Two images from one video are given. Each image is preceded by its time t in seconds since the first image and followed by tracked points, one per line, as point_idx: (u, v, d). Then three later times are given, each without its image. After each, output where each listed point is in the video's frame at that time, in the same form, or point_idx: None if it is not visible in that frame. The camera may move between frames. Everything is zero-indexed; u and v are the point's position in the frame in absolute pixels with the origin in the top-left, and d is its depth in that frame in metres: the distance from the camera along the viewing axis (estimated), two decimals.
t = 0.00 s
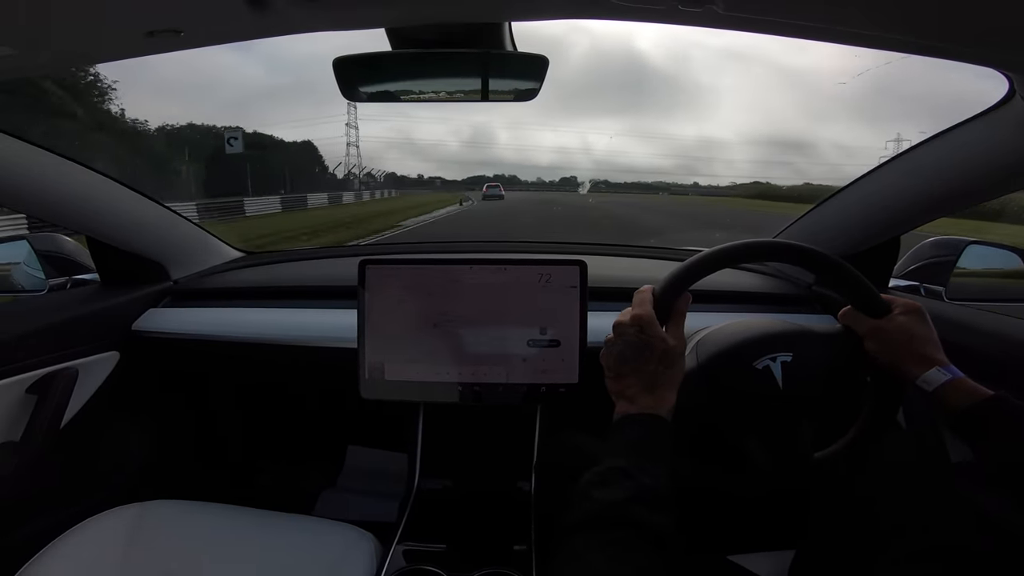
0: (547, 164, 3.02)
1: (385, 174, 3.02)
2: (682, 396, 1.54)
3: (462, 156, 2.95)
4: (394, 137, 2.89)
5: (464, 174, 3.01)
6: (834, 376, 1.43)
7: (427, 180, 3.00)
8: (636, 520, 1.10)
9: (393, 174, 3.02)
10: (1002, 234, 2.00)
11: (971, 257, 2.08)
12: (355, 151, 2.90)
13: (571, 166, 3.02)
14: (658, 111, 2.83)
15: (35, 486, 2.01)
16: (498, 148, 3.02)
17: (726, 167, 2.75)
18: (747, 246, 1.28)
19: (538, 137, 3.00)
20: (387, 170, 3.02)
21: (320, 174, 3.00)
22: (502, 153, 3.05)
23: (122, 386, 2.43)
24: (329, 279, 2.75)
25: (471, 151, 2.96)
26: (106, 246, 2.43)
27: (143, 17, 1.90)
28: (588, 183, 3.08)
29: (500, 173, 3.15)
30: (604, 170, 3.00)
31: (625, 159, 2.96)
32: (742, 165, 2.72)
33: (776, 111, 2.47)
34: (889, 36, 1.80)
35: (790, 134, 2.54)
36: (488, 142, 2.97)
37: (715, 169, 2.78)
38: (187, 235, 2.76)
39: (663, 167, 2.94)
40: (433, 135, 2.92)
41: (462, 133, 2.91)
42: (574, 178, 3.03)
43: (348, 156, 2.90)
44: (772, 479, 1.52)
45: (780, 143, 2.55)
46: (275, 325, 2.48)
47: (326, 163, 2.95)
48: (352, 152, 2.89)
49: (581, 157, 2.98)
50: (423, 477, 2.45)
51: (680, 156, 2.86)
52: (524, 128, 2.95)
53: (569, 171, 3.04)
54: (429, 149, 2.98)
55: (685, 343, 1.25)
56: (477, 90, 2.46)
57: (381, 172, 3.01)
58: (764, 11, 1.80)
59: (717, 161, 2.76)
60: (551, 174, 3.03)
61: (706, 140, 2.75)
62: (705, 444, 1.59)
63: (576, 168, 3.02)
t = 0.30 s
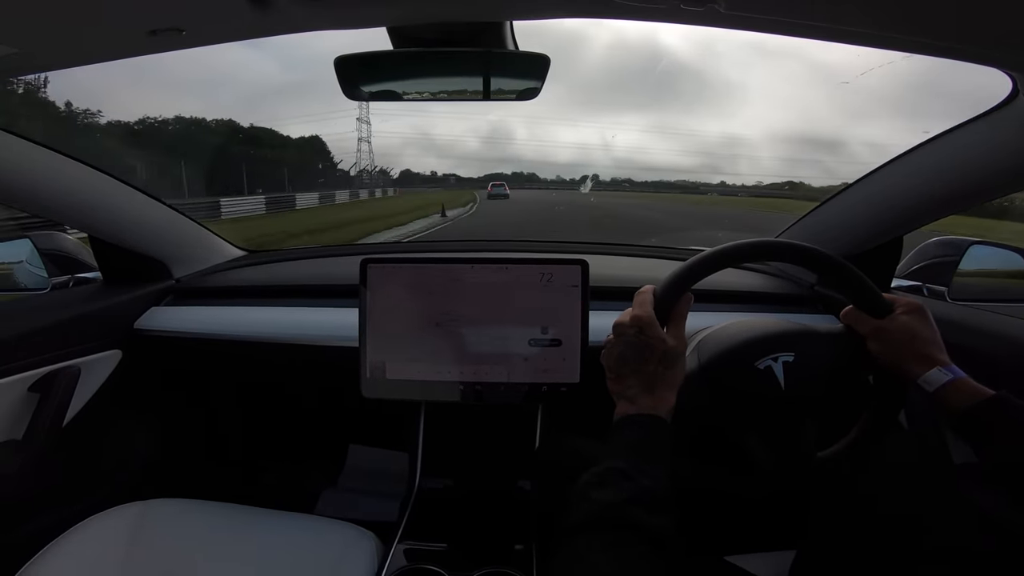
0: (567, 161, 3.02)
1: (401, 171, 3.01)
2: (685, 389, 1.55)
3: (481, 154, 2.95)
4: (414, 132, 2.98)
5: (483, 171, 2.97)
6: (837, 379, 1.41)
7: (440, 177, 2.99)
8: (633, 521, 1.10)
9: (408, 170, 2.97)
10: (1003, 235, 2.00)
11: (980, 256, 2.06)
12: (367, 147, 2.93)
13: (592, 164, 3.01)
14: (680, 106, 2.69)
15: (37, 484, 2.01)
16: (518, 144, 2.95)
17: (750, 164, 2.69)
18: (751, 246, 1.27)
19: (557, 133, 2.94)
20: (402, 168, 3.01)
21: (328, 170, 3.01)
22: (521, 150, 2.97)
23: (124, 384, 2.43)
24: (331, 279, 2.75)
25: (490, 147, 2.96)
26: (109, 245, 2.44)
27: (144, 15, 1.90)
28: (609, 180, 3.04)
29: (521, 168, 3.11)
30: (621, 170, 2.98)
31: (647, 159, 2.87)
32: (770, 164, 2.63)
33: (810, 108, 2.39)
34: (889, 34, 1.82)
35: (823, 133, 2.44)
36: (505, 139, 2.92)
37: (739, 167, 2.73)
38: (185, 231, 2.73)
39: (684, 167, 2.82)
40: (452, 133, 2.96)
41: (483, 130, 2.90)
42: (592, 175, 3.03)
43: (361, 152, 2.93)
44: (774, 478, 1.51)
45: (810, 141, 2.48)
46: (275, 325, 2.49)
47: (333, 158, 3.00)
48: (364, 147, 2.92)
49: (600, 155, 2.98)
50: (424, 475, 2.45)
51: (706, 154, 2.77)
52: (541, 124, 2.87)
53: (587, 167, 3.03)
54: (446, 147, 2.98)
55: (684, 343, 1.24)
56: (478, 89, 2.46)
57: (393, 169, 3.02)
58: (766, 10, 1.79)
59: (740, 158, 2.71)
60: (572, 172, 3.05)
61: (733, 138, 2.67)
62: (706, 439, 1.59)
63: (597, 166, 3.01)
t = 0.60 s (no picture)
0: (587, 160, 2.97)
1: (414, 169, 2.97)
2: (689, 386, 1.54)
3: (500, 151, 2.94)
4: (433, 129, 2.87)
5: (504, 167, 2.99)
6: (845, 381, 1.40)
7: (455, 174, 3.05)
8: (635, 523, 1.10)
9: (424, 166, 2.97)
10: (1006, 233, 1.98)
11: (984, 256, 2.03)
12: (379, 142, 2.89)
13: (615, 162, 2.97)
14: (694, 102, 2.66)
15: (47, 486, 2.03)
16: (538, 141, 2.94)
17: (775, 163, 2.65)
18: (755, 246, 1.27)
19: (576, 128, 2.91)
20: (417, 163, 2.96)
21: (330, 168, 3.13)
22: (540, 148, 2.97)
23: (131, 388, 2.45)
24: (335, 282, 2.76)
25: (509, 144, 2.93)
26: (116, 250, 2.46)
27: (149, 21, 1.92)
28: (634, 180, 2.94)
29: (541, 167, 3.02)
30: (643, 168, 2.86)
31: (666, 156, 2.80)
32: (796, 163, 2.60)
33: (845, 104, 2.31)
34: (891, 32, 1.81)
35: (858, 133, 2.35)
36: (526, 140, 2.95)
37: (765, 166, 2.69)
38: (189, 235, 2.74)
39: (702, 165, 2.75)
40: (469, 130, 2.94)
41: (501, 127, 2.89)
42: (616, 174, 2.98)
43: (372, 148, 2.90)
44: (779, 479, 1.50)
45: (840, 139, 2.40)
46: (279, 328, 2.49)
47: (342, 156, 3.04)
48: (375, 141, 2.88)
49: (621, 152, 2.94)
50: (430, 478, 2.44)
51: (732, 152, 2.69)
52: (561, 120, 2.89)
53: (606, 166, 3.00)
54: (467, 145, 2.95)
55: (690, 342, 1.23)
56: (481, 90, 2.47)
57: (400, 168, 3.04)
58: (768, 10, 1.80)
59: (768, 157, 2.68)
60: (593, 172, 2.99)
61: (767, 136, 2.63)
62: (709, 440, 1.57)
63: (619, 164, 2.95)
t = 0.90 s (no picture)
0: (601, 158, 2.95)
1: (423, 164, 2.99)
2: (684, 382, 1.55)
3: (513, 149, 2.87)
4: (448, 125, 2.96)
5: (515, 165, 2.95)
6: (840, 383, 1.41)
7: (465, 170, 2.95)
8: (633, 519, 1.11)
9: (434, 163, 2.97)
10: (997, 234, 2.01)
11: (977, 258, 2.06)
12: (385, 136, 2.84)
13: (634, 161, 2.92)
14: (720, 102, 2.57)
15: (41, 486, 2.01)
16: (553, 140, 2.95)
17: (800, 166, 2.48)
18: (751, 247, 1.28)
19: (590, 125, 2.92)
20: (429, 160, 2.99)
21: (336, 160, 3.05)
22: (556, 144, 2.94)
23: (126, 387, 2.44)
24: (330, 280, 2.75)
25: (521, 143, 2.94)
26: (112, 247, 2.45)
27: (145, 18, 1.91)
28: (651, 180, 2.90)
29: (553, 164, 3.00)
30: (660, 168, 2.84)
31: (687, 154, 2.74)
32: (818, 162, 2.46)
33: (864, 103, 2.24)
34: (886, 33, 1.82)
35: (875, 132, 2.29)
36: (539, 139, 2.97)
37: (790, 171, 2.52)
38: (185, 231, 2.72)
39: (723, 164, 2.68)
40: (484, 125, 2.91)
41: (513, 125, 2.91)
42: (636, 173, 2.92)
43: (378, 142, 2.85)
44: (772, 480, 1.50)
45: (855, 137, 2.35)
46: (275, 326, 2.48)
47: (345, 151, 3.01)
48: (381, 135, 2.82)
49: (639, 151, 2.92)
50: (425, 476, 2.44)
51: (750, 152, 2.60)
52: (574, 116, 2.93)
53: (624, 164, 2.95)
54: (479, 141, 2.91)
55: (687, 340, 1.24)
56: (478, 89, 2.47)
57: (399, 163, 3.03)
58: (767, 11, 1.80)
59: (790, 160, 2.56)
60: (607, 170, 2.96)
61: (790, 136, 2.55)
62: (704, 437, 1.58)
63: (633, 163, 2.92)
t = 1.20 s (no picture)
0: (614, 158, 2.98)
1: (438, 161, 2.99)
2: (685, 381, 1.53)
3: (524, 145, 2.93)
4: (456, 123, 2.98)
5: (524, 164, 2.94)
6: (840, 382, 1.42)
7: (472, 168, 2.97)
8: (633, 506, 1.11)
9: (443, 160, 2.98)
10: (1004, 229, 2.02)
11: (973, 257, 2.06)
12: (388, 132, 2.80)
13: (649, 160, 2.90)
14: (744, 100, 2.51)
15: (39, 487, 2.01)
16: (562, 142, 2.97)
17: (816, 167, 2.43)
18: (749, 246, 1.28)
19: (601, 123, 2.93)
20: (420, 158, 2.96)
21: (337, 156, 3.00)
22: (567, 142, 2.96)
23: (123, 387, 2.43)
24: (329, 279, 2.75)
25: (534, 141, 2.97)
26: (110, 246, 2.44)
27: (142, 16, 1.90)
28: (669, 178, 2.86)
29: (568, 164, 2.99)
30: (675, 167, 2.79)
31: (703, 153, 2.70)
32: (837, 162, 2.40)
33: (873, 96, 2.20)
34: (884, 32, 1.82)
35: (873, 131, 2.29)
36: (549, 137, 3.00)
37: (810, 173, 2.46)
38: (183, 230, 2.71)
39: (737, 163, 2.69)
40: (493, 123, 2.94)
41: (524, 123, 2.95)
42: (653, 171, 2.91)
43: (381, 137, 2.80)
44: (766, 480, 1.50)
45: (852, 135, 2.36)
46: (273, 325, 2.48)
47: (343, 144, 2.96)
48: (384, 131, 2.79)
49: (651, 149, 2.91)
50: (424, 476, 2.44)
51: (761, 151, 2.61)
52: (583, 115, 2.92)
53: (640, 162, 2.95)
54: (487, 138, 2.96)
55: (690, 333, 1.24)
56: (476, 87, 2.47)
57: (405, 160, 2.92)
58: (767, 11, 1.80)
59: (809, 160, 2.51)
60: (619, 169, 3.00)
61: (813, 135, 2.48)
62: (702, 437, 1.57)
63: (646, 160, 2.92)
